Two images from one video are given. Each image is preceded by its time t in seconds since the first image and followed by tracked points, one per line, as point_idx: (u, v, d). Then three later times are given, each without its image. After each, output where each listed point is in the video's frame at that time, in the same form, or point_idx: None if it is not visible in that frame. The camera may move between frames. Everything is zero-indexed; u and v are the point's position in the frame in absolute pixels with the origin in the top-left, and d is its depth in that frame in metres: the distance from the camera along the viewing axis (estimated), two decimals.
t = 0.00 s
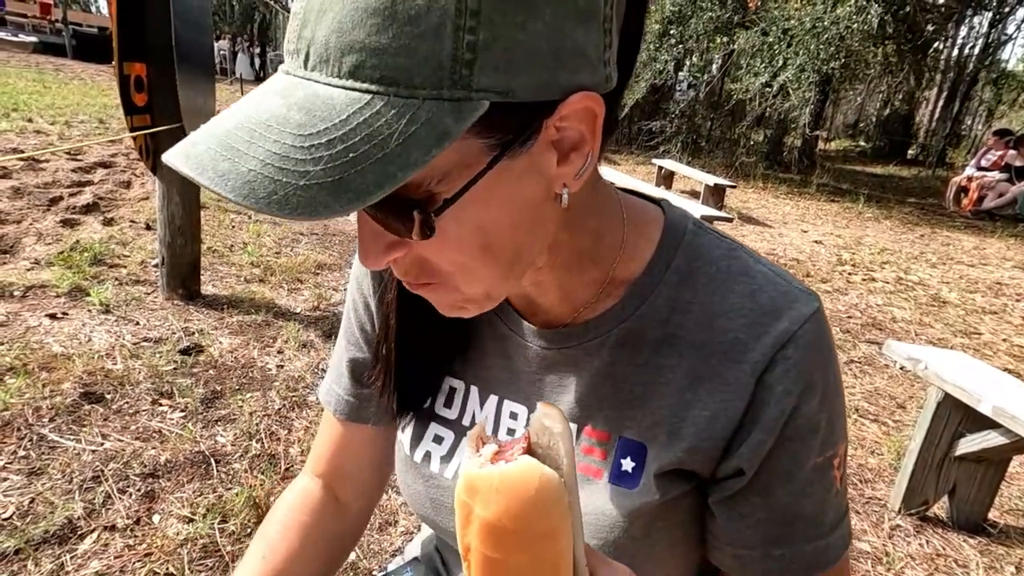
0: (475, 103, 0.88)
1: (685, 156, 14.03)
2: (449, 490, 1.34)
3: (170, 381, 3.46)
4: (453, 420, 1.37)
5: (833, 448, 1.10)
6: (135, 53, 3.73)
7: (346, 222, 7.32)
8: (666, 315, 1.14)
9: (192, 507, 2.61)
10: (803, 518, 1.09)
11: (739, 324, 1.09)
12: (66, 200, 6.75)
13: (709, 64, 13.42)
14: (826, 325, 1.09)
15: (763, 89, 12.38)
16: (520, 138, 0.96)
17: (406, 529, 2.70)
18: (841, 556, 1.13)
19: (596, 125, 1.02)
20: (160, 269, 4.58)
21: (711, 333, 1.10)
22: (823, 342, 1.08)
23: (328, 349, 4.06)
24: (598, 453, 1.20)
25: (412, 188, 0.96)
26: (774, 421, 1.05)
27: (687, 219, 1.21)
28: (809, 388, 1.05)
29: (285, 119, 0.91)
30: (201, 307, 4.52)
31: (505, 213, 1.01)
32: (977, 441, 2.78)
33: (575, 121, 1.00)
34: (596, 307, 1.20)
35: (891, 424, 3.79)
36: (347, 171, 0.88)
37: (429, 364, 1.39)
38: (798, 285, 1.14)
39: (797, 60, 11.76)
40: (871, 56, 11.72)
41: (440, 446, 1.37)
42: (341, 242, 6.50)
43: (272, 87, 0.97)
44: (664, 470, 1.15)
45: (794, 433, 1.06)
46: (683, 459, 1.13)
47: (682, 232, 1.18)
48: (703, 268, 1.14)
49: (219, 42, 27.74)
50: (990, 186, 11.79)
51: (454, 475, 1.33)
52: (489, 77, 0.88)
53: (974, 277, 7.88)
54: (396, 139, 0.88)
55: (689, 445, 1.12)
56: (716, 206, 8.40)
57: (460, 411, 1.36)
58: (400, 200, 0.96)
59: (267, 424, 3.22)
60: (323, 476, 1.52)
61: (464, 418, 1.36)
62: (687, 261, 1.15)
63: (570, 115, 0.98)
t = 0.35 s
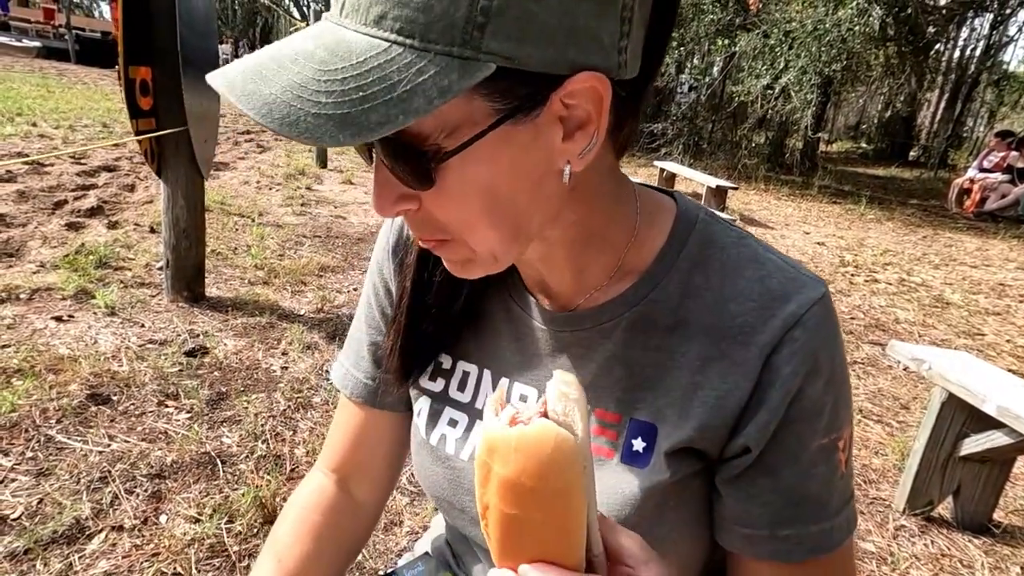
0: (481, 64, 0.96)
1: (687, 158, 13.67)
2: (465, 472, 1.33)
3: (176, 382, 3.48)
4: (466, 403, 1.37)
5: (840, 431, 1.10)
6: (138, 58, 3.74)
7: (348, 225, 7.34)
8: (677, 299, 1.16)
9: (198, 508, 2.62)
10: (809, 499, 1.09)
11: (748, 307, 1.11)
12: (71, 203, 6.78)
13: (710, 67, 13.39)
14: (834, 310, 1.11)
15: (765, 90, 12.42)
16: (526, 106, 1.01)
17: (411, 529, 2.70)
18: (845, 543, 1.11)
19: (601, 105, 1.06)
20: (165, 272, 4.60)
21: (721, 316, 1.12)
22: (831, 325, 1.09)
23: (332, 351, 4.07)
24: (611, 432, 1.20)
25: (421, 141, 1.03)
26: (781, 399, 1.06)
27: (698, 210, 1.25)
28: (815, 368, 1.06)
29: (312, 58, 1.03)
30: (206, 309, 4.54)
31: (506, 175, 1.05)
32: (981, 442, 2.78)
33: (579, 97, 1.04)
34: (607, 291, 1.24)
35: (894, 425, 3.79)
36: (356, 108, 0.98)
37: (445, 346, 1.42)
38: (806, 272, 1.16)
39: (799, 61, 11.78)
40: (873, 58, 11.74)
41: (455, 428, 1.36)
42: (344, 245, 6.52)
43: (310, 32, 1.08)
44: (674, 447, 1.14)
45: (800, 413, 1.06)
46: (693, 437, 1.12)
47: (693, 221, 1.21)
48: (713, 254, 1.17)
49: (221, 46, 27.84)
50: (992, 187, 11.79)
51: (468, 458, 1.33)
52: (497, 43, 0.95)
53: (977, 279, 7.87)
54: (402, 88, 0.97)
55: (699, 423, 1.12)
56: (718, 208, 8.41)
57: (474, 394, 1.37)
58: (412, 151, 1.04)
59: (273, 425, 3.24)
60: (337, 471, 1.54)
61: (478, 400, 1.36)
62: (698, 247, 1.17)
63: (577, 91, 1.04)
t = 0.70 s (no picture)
0: None
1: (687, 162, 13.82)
2: (461, 491, 1.29)
3: (171, 392, 3.43)
4: (463, 419, 1.33)
5: (843, 438, 1.07)
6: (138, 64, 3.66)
7: (347, 230, 7.31)
8: (673, 304, 1.12)
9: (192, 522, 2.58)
10: (814, 508, 1.05)
11: (746, 310, 1.07)
12: (69, 210, 6.75)
13: (710, 71, 13.42)
14: (832, 314, 1.07)
15: (764, 94, 12.45)
16: (564, 44, 1.05)
17: (409, 543, 2.66)
18: (852, 553, 1.07)
19: (633, 69, 1.11)
20: (162, 280, 4.56)
21: (719, 320, 1.08)
22: (830, 329, 1.06)
23: (330, 359, 4.03)
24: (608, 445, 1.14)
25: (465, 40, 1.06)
26: (782, 404, 1.02)
27: (692, 216, 1.22)
28: (814, 371, 1.02)
29: None
30: (203, 317, 4.51)
31: (529, 110, 1.06)
32: (988, 452, 2.74)
33: (614, 53, 1.08)
34: (603, 296, 1.20)
35: (899, 433, 3.75)
36: None
37: (437, 361, 1.38)
38: (802, 277, 1.13)
39: (798, 66, 11.78)
40: (872, 62, 11.72)
41: (451, 445, 1.32)
42: (343, 251, 6.48)
43: None
44: (675, 458, 1.09)
45: (802, 420, 1.03)
46: (694, 446, 1.07)
47: (687, 226, 1.19)
48: (708, 256, 1.14)
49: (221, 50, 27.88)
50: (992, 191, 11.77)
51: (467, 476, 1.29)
52: None
53: (979, 283, 7.84)
54: None
55: (699, 432, 1.07)
56: (718, 212, 8.38)
57: (470, 409, 1.33)
58: (440, 64, 1.05)
59: (269, 435, 3.20)
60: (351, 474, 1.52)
61: (475, 416, 1.32)
62: (695, 250, 1.15)
63: (613, 43, 1.07)
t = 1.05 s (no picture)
0: None
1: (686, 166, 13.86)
2: (476, 522, 1.25)
3: (165, 406, 3.37)
4: (471, 445, 1.29)
5: (872, 487, 1.02)
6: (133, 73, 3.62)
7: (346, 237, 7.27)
8: (692, 335, 1.07)
9: (184, 542, 2.52)
10: (839, 558, 1.01)
11: (771, 346, 1.02)
12: (64, 218, 6.69)
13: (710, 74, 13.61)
14: (864, 356, 1.01)
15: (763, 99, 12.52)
16: (589, 43, 1.02)
17: (406, 563, 2.60)
18: None
19: (660, 80, 1.07)
20: (157, 289, 4.50)
21: (742, 355, 1.03)
22: (860, 369, 1.00)
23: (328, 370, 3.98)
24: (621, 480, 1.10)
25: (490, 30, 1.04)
26: (808, 447, 0.97)
27: (715, 244, 1.16)
28: (844, 414, 0.97)
29: None
30: (199, 327, 4.45)
31: (547, 106, 1.02)
32: (999, 466, 2.68)
33: (642, 60, 1.05)
34: (617, 323, 1.16)
35: (904, 443, 3.69)
36: None
37: (441, 380, 1.35)
38: (832, 315, 1.07)
39: (797, 70, 11.82)
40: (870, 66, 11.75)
41: (460, 473, 1.28)
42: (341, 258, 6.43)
43: None
44: (694, 498, 1.03)
45: (831, 467, 0.98)
46: (714, 488, 1.02)
47: (709, 252, 1.13)
48: (730, 284, 1.09)
49: (220, 55, 27.86)
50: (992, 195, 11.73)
51: (479, 507, 1.25)
52: None
53: (981, 288, 7.80)
54: None
55: (717, 473, 1.01)
56: (719, 217, 8.34)
57: (479, 435, 1.29)
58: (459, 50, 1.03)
59: (265, 449, 3.14)
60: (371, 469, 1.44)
61: (484, 442, 1.28)
62: (717, 278, 1.09)
63: (639, 51, 1.04)
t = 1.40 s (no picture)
0: None
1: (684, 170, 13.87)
2: (473, 559, 1.21)
3: (157, 418, 3.33)
4: (473, 477, 1.26)
5: (902, 545, 0.99)
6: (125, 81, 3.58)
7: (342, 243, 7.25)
8: (715, 375, 1.04)
9: (172, 560, 2.48)
10: None
11: (798, 393, 0.99)
12: (58, 225, 6.65)
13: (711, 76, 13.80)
14: (895, 408, 0.98)
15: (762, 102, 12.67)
16: (632, 71, 1.01)
17: None
18: None
19: (700, 112, 1.07)
20: (150, 298, 4.46)
21: (768, 399, 1.00)
22: (893, 423, 0.97)
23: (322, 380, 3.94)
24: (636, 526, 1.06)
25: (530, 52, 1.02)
26: (837, 502, 0.94)
27: (738, 278, 1.14)
28: (877, 468, 0.95)
29: None
30: (192, 336, 4.40)
31: (586, 134, 1.00)
32: (999, 477, 2.65)
33: (683, 92, 1.05)
34: (636, 359, 1.13)
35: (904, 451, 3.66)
36: None
37: (445, 408, 1.32)
38: (862, 361, 1.04)
39: (794, 74, 11.83)
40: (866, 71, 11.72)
41: (460, 507, 1.24)
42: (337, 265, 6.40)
43: None
44: (716, 554, 0.99)
45: (864, 527, 0.96)
46: (737, 544, 0.98)
47: (733, 289, 1.10)
48: (755, 324, 1.06)
49: (217, 60, 27.84)
50: (989, 198, 11.73)
51: (478, 544, 1.22)
52: None
53: (979, 292, 7.78)
54: None
55: (740, 526, 0.97)
56: (716, 222, 8.32)
57: (480, 466, 1.25)
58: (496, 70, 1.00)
59: (257, 462, 3.10)
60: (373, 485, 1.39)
61: (485, 474, 1.24)
62: (741, 316, 1.07)
63: (682, 81, 1.03)
